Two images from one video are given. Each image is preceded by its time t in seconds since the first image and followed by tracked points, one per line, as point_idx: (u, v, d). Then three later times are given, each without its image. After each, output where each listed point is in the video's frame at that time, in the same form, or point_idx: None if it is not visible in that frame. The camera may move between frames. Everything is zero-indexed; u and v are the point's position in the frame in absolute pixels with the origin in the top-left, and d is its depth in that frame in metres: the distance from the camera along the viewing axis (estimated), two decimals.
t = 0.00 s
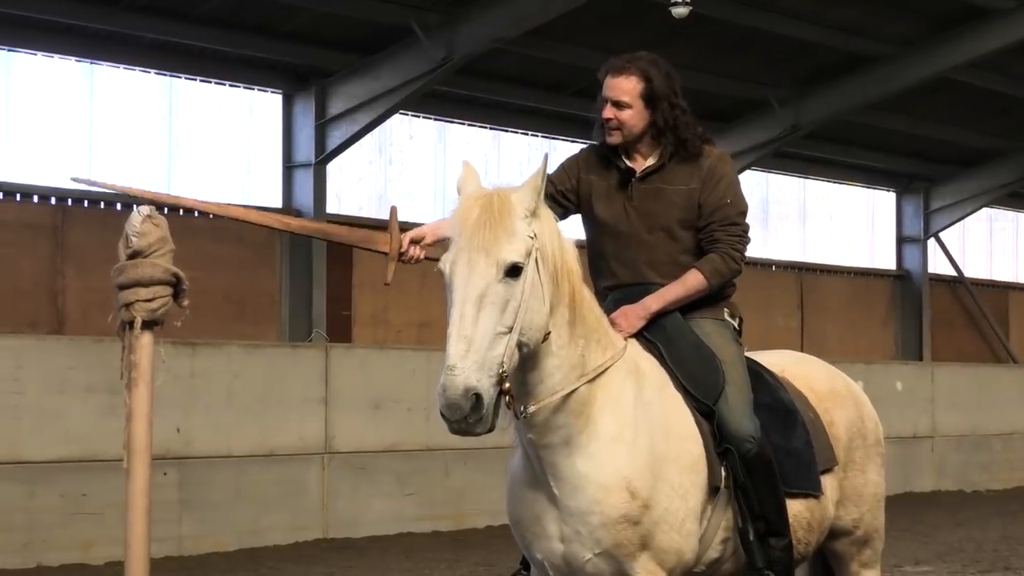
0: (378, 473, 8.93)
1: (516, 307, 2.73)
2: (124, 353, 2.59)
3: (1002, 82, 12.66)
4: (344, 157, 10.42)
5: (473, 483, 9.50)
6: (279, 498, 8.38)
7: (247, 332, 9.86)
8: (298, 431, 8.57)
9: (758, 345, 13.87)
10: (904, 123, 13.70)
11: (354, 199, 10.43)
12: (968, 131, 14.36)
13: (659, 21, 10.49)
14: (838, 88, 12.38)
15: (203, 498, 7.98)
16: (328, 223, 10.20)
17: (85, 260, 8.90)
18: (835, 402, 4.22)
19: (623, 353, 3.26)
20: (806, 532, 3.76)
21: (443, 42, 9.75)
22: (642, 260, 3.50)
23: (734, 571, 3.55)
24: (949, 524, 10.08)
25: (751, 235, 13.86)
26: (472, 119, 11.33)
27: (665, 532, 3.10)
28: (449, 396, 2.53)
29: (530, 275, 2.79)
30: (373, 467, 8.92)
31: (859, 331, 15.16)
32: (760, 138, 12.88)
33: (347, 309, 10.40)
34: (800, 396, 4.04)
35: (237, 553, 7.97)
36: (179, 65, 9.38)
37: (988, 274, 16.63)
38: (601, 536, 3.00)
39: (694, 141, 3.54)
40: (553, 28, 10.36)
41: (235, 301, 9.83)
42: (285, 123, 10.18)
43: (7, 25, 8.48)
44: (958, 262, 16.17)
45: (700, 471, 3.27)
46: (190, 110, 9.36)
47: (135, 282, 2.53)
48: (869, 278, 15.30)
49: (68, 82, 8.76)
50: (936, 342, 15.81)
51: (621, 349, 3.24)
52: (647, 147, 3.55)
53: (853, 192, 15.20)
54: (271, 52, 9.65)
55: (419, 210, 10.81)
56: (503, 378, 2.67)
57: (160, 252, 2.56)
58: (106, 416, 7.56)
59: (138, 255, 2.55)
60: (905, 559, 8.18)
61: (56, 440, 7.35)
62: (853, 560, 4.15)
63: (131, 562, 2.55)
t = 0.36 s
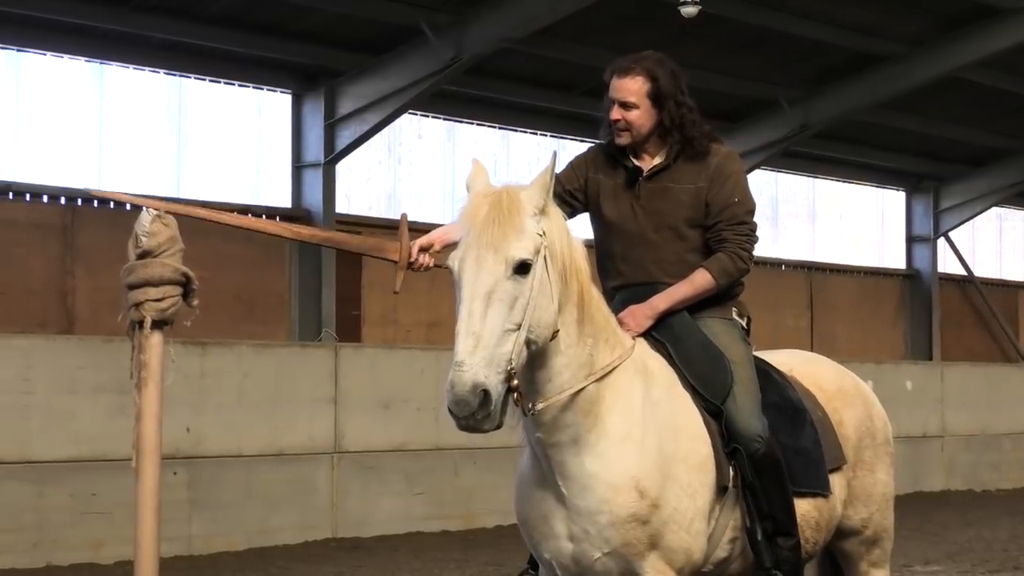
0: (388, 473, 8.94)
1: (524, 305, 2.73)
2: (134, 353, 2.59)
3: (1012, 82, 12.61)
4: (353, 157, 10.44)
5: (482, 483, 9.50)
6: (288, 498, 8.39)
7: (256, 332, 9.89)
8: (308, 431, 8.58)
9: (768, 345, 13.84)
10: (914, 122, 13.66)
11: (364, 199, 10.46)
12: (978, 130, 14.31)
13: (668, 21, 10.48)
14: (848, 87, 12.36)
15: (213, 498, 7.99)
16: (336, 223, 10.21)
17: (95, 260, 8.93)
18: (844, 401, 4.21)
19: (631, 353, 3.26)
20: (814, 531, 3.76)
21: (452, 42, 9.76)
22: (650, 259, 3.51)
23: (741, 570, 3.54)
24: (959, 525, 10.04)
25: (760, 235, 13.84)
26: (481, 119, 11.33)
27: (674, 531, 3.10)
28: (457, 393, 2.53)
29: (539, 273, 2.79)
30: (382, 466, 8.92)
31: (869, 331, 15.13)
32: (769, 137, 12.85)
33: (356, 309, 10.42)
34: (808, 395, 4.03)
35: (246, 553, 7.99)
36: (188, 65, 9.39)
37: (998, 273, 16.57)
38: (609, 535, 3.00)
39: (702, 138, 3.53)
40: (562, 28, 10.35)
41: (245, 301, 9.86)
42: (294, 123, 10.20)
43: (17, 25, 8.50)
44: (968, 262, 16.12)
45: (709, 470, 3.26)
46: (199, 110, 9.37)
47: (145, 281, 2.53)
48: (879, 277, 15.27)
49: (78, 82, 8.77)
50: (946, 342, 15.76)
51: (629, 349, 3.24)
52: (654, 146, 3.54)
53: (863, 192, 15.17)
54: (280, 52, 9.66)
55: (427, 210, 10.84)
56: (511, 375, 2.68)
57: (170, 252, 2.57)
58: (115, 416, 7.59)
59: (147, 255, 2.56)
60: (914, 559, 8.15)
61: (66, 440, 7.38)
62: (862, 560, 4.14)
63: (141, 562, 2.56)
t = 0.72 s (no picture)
0: (398, 473, 8.95)
1: (532, 304, 2.73)
2: (144, 353, 2.60)
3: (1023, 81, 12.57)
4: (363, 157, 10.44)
5: (492, 483, 9.51)
6: (298, 498, 8.40)
7: (267, 332, 9.91)
8: (318, 431, 8.60)
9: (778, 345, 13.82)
10: (924, 121, 13.63)
11: (373, 199, 10.53)
12: (989, 129, 14.26)
13: (678, 20, 10.46)
14: (859, 87, 12.33)
15: (223, 498, 8.01)
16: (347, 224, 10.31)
17: (105, 261, 8.97)
18: (852, 400, 4.20)
19: (639, 352, 3.25)
20: (822, 531, 3.75)
21: (462, 42, 9.76)
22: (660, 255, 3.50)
23: (749, 569, 3.53)
24: (969, 524, 10.00)
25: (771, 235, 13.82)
26: (491, 119, 11.34)
27: (683, 531, 3.10)
28: (465, 392, 2.53)
29: (546, 272, 2.79)
30: (392, 466, 8.94)
31: (879, 331, 15.10)
32: (780, 137, 12.84)
33: (366, 309, 10.44)
34: (816, 394, 4.02)
35: (256, 553, 8.00)
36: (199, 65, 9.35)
37: (1009, 273, 16.51)
38: (619, 536, 2.99)
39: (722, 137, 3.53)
40: (571, 28, 10.35)
41: (255, 301, 9.89)
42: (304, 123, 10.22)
43: (27, 25, 8.53)
44: (978, 261, 16.06)
45: (717, 470, 3.26)
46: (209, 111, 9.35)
47: (155, 282, 2.54)
48: (889, 277, 15.23)
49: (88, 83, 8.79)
50: (957, 342, 15.72)
51: (637, 348, 3.24)
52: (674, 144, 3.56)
53: (873, 191, 15.14)
54: (290, 52, 9.68)
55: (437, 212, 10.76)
56: (519, 375, 2.68)
57: (180, 253, 2.57)
58: (125, 416, 7.61)
59: (158, 255, 2.56)
60: (925, 558, 8.13)
61: (76, 440, 7.40)
62: (871, 560, 4.13)
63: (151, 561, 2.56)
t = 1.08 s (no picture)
0: (407, 473, 8.95)
1: (540, 305, 2.73)
2: (154, 353, 2.60)
3: None
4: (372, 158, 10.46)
5: (502, 483, 9.51)
6: (308, 498, 8.42)
7: (277, 333, 9.94)
8: (328, 430, 8.61)
9: (788, 346, 13.80)
10: (934, 121, 13.59)
11: (383, 199, 10.52)
12: (999, 129, 14.21)
13: (687, 20, 10.45)
14: (869, 87, 12.30)
15: (233, 498, 8.02)
16: (357, 223, 10.30)
17: (115, 261, 9.00)
18: (861, 401, 4.19)
19: (647, 352, 3.25)
20: (830, 532, 3.74)
21: (471, 42, 9.76)
22: (675, 252, 3.53)
23: (756, 570, 3.52)
24: (979, 524, 9.98)
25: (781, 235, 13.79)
26: (500, 120, 11.34)
27: (691, 531, 3.10)
28: (473, 392, 2.54)
29: (555, 273, 2.79)
30: (402, 466, 8.94)
31: (889, 331, 15.06)
32: (789, 137, 12.84)
33: (375, 309, 10.46)
34: (825, 395, 4.01)
35: (266, 553, 8.01)
36: (208, 66, 9.41)
37: (1019, 273, 16.45)
38: (626, 535, 2.99)
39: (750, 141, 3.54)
40: (580, 28, 10.35)
41: (265, 301, 9.92)
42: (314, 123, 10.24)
43: (37, 26, 8.55)
44: (989, 261, 16.01)
45: (724, 471, 3.25)
46: (219, 112, 9.44)
47: (165, 282, 2.55)
48: (899, 277, 15.19)
49: (98, 83, 8.81)
50: (967, 342, 15.67)
51: (645, 348, 3.24)
52: (702, 144, 3.57)
53: (883, 191, 15.11)
54: (301, 52, 9.69)
55: (445, 210, 10.96)
56: (527, 375, 2.68)
57: (189, 253, 2.58)
58: (135, 416, 7.63)
59: (167, 256, 2.57)
60: (934, 559, 8.11)
61: (86, 441, 7.43)
62: (881, 560, 4.12)
63: (161, 561, 2.56)
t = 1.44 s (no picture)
0: (416, 472, 8.96)
1: (545, 304, 2.73)
2: (163, 353, 2.61)
3: None
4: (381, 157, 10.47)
5: (510, 482, 9.52)
6: (317, 497, 8.43)
7: (285, 332, 9.97)
8: (337, 430, 8.63)
9: (797, 346, 13.78)
10: (943, 121, 13.56)
11: (392, 199, 10.54)
12: (1009, 129, 14.17)
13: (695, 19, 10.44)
14: (878, 87, 12.28)
15: (242, 497, 8.04)
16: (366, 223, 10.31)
17: (124, 260, 9.02)
18: (870, 401, 4.18)
19: (654, 353, 3.25)
20: (838, 533, 3.73)
21: (480, 42, 9.76)
22: (692, 246, 3.54)
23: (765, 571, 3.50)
24: (989, 524, 9.94)
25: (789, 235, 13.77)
26: (509, 119, 11.34)
27: (698, 531, 3.09)
28: (478, 391, 2.54)
29: (561, 272, 2.80)
30: (411, 466, 8.95)
31: (898, 331, 15.03)
32: (798, 137, 12.77)
33: (384, 309, 10.48)
34: (833, 396, 4.01)
35: (274, 552, 8.02)
36: (216, 66, 9.42)
37: None
38: (633, 535, 2.99)
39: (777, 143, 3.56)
40: (589, 28, 10.34)
41: (274, 301, 9.94)
42: (322, 123, 10.25)
43: (46, 25, 8.58)
44: (998, 261, 15.96)
45: (731, 471, 3.25)
46: (228, 111, 9.46)
47: (174, 282, 2.55)
48: (908, 277, 15.16)
49: (107, 83, 8.83)
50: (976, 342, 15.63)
51: (653, 348, 3.24)
52: (730, 146, 3.59)
53: (893, 190, 15.07)
54: (310, 52, 9.71)
55: (454, 210, 10.95)
56: (532, 374, 2.68)
57: (199, 252, 2.59)
58: (144, 416, 7.65)
59: (177, 255, 2.57)
60: (943, 558, 8.09)
61: (95, 440, 7.45)
62: (889, 561, 4.12)
63: (170, 561, 2.56)
